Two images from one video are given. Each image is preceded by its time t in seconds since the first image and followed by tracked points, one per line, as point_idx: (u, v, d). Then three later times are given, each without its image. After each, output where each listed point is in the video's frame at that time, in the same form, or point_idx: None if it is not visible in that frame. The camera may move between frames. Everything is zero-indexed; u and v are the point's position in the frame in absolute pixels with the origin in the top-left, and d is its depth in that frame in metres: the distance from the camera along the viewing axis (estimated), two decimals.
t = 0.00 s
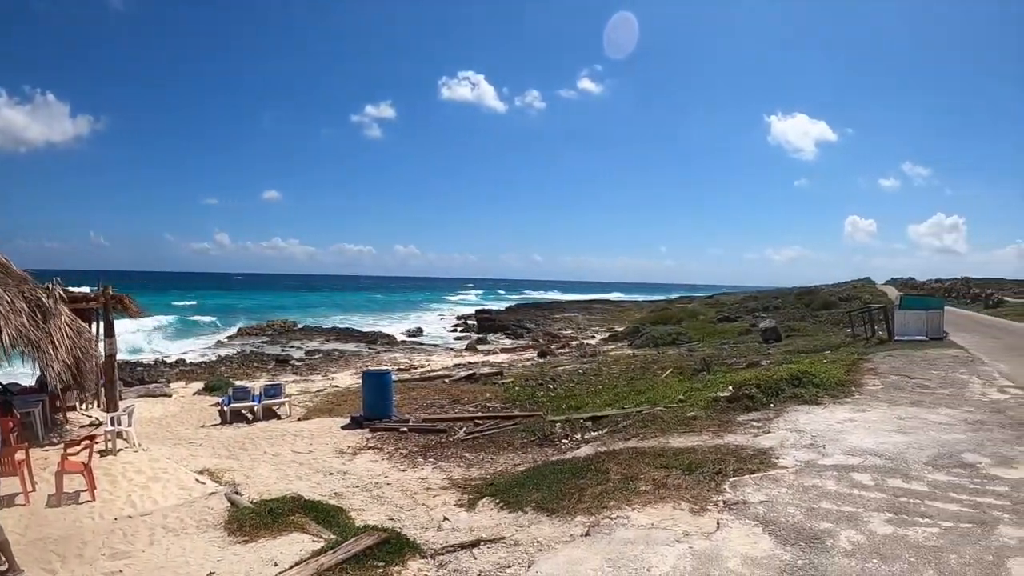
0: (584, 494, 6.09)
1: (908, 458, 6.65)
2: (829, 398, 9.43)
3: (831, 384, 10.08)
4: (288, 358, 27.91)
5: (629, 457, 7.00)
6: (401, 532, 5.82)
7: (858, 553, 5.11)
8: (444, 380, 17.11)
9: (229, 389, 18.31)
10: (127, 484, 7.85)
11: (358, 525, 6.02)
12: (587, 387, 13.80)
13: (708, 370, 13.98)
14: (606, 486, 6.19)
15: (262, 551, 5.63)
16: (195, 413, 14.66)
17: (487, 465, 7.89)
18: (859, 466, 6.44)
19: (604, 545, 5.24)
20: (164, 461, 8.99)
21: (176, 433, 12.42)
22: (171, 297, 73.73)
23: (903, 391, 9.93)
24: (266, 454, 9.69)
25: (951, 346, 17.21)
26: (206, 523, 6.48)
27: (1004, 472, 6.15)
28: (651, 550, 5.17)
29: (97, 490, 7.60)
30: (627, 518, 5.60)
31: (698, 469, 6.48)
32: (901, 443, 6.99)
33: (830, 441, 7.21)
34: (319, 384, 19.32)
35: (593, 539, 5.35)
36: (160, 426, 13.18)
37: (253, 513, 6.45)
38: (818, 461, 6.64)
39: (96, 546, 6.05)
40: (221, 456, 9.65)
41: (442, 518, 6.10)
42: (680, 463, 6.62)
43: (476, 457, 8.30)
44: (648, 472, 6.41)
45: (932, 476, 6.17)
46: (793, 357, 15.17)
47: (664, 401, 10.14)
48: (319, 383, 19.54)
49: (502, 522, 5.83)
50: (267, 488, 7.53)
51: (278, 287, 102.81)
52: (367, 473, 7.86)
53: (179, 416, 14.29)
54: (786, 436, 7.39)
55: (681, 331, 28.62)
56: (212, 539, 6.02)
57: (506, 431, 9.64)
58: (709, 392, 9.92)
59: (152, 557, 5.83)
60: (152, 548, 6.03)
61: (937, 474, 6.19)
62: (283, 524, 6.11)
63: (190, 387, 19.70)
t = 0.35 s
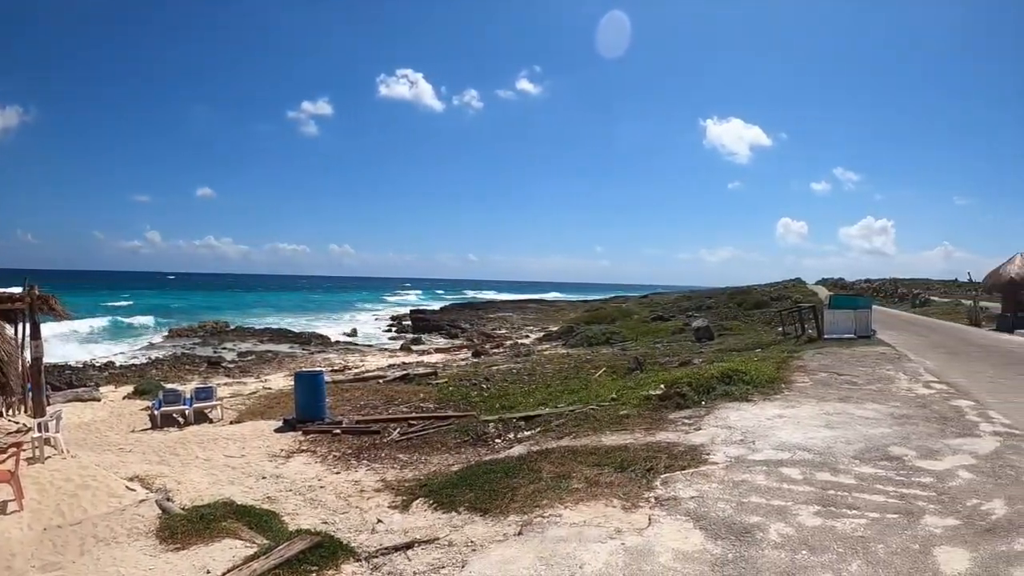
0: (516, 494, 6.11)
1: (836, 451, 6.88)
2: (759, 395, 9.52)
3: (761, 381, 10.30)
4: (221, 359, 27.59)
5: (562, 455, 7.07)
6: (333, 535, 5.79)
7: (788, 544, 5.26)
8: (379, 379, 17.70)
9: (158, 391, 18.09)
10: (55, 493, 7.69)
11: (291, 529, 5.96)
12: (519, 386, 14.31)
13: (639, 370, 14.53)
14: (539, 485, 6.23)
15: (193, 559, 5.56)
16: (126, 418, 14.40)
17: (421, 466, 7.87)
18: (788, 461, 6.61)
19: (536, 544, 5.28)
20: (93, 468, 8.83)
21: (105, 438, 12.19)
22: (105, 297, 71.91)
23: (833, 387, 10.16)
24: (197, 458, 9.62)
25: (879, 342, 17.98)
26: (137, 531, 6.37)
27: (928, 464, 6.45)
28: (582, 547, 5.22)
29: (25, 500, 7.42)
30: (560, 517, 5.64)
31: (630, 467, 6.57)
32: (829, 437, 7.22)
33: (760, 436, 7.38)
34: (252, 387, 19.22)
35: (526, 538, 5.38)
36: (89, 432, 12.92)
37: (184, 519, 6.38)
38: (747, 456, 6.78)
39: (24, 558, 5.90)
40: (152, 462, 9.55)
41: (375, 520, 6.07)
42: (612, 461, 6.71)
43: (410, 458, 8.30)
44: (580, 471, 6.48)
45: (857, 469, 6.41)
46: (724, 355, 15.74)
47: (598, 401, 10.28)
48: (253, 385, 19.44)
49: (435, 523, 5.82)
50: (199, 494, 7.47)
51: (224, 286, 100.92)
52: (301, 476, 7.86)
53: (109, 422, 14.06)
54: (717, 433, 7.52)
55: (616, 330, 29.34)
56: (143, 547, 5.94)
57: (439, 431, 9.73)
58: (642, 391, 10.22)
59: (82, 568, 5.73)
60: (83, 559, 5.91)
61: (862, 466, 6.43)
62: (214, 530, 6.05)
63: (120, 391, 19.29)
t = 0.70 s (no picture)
0: (445, 494, 6.10)
1: (761, 448, 7.14)
2: (685, 394, 9.74)
3: (686, 380, 10.56)
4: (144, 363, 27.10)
5: (490, 455, 7.08)
6: (262, 540, 5.74)
7: (714, 538, 5.38)
8: (307, 382, 18.11)
9: (82, 397, 17.66)
10: None
11: (218, 535, 5.94)
12: (449, 387, 14.83)
13: (569, 370, 15.21)
14: (467, 485, 6.23)
15: (119, 567, 5.45)
16: (49, 426, 14.04)
17: (350, 469, 7.87)
18: (714, 458, 6.77)
19: (465, 544, 5.28)
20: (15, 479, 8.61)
21: (26, 447, 11.84)
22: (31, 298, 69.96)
23: (760, 384, 10.62)
24: (123, 466, 9.49)
25: (802, 342, 18.95)
26: (62, 541, 6.21)
27: (850, 458, 6.89)
28: (511, 546, 5.24)
29: None
30: (488, 517, 5.66)
31: (558, 466, 6.61)
32: (754, 434, 7.52)
33: (686, 434, 7.56)
34: (178, 391, 19.00)
35: (455, 539, 5.38)
36: (9, 441, 12.55)
37: (110, 529, 6.27)
38: (674, 453, 6.90)
39: None
40: (78, 470, 9.37)
41: (304, 525, 6.03)
42: (540, 460, 6.75)
43: (338, 462, 8.34)
44: (508, 471, 6.50)
45: (781, 464, 6.69)
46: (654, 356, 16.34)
47: (526, 401, 10.41)
48: (179, 390, 19.24)
49: (365, 526, 5.79)
50: (124, 504, 7.38)
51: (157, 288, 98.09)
52: (229, 481, 7.88)
53: (31, 429, 13.72)
54: (645, 430, 7.64)
55: (545, 332, 30.57)
56: (69, 559, 5.77)
57: (368, 433, 9.89)
58: (570, 391, 10.34)
59: None
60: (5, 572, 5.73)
61: (786, 461, 6.76)
62: (140, 539, 5.97)
63: (41, 397, 18.73)
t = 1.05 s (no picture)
0: (384, 498, 6.12)
1: (698, 448, 7.38)
2: (624, 396, 10.08)
3: (624, 381, 10.89)
4: (77, 365, 26.58)
5: (428, 458, 7.09)
6: (200, 547, 5.70)
7: (652, 537, 5.45)
8: (245, 385, 18.18)
9: (12, 400, 17.55)
10: None
11: (155, 543, 5.93)
12: (391, 389, 15.13)
13: (509, 371, 15.89)
14: (406, 489, 6.25)
15: None
16: None
17: (288, 474, 7.86)
18: (651, 458, 6.92)
19: (405, 547, 5.28)
20: None
21: None
22: None
23: (699, 384, 11.34)
24: (58, 472, 9.38)
25: (740, 347, 19.90)
26: None
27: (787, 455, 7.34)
28: (450, 548, 5.25)
29: None
30: (427, 520, 5.68)
31: (498, 467, 6.64)
32: (691, 435, 7.79)
33: (624, 435, 7.74)
34: (113, 395, 18.82)
35: (394, 542, 5.38)
36: None
37: (45, 538, 6.19)
38: (612, 454, 7.02)
39: None
40: (12, 477, 9.22)
41: (243, 530, 6.02)
42: (479, 462, 6.77)
43: (276, 466, 8.36)
44: (447, 473, 6.53)
45: (718, 463, 6.87)
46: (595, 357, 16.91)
47: (466, 403, 10.52)
48: (114, 394, 19.04)
49: (303, 531, 5.79)
50: (59, 513, 7.31)
51: (110, 290, 96.63)
52: (166, 488, 7.89)
53: None
54: (583, 432, 7.81)
55: (488, 335, 31.62)
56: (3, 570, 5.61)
57: (305, 437, 9.96)
58: (510, 394, 10.46)
59: None
60: None
61: (722, 461, 6.94)
62: (77, 547, 5.91)
63: None
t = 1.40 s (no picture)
0: (323, 503, 6.16)
1: (637, 452, 7.65)
2: (564, 399, 10.75)
3: (564, 386, 11.58)
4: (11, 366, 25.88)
5: (368, 463, 7.18)
6: (136, 556, 5.66)
7: (590, 540, 5.52)
8: (182, 389, 18.15)
9: None
10: None
11: (91, 552, 5.90)
12: (331, 394, 15.70)
13: (450, 376, 16.76)
14: (345, 494, 6.31)
15: None
16: None
17: (227, 479, 8.03)
18: (591, 462, 7.13)
19: (344, 553, 5.29)
20: None
21: None
22: None
23: (637, 390, 12.03)
24: None
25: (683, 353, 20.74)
26: None
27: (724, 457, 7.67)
28: (389, 554, 5.27)
29: None
30: (367, 525, 5.71)
31: (437, 472, 6.73)
32: (631, 439, 8.09)
33: (564, 440, 7.97)
34: (47, 399, 18.53)
35: (333, 548, 5.40)
36: None
37: None
38: (551, 459, 7.24)
39: None
40: None
41: (180, 538, 6.01)
42: (419, 467, 6.85)
43: (214, 472, 8.48)
44: (387, 478, 6.60)
45: (657, 467, 7.07)
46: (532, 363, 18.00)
47: (408, 408, 11.05)
48: (48, 397, 18.74)
49: (242, 538, 5.79)
50: None
51: (62, 290, 95.24)
52: (102, 495, 7.88)
53: None
54: (523, 437, 8.03)
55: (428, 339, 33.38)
56: None
57: (243, 442, 10.25)
58: (451, 398, 11.07)
59: None
60: None
61: (661, 464, 7.15)
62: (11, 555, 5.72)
63: None
